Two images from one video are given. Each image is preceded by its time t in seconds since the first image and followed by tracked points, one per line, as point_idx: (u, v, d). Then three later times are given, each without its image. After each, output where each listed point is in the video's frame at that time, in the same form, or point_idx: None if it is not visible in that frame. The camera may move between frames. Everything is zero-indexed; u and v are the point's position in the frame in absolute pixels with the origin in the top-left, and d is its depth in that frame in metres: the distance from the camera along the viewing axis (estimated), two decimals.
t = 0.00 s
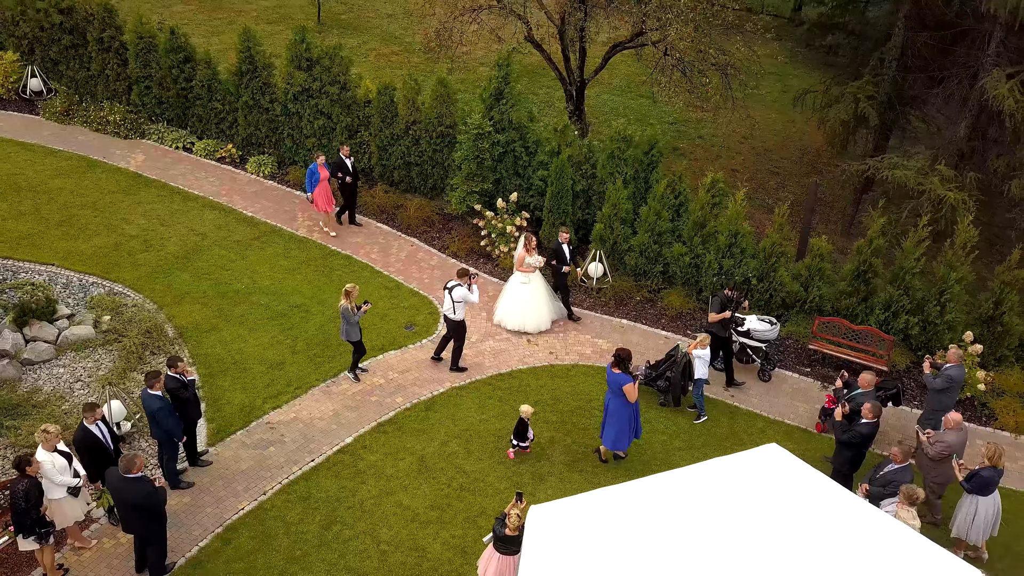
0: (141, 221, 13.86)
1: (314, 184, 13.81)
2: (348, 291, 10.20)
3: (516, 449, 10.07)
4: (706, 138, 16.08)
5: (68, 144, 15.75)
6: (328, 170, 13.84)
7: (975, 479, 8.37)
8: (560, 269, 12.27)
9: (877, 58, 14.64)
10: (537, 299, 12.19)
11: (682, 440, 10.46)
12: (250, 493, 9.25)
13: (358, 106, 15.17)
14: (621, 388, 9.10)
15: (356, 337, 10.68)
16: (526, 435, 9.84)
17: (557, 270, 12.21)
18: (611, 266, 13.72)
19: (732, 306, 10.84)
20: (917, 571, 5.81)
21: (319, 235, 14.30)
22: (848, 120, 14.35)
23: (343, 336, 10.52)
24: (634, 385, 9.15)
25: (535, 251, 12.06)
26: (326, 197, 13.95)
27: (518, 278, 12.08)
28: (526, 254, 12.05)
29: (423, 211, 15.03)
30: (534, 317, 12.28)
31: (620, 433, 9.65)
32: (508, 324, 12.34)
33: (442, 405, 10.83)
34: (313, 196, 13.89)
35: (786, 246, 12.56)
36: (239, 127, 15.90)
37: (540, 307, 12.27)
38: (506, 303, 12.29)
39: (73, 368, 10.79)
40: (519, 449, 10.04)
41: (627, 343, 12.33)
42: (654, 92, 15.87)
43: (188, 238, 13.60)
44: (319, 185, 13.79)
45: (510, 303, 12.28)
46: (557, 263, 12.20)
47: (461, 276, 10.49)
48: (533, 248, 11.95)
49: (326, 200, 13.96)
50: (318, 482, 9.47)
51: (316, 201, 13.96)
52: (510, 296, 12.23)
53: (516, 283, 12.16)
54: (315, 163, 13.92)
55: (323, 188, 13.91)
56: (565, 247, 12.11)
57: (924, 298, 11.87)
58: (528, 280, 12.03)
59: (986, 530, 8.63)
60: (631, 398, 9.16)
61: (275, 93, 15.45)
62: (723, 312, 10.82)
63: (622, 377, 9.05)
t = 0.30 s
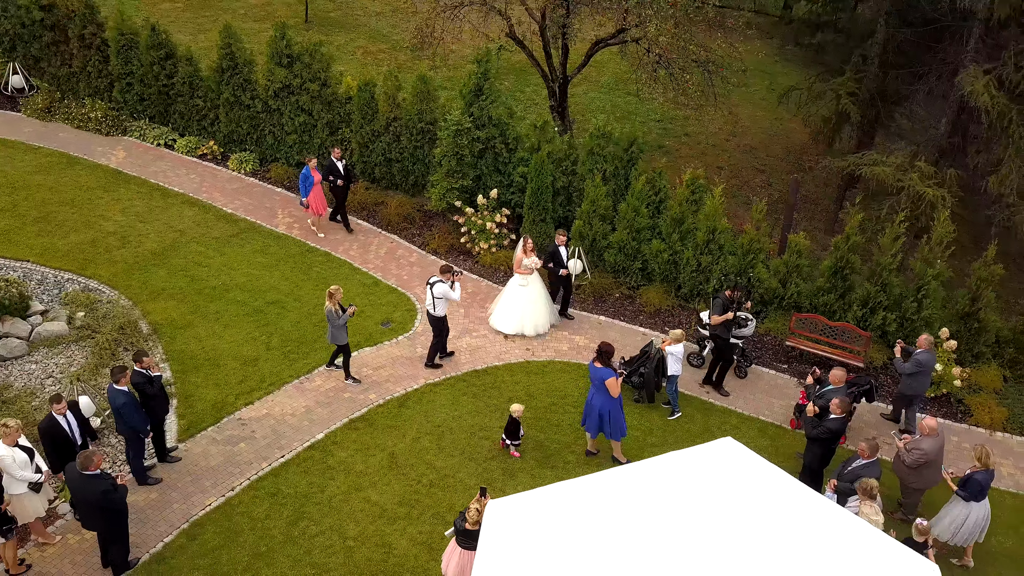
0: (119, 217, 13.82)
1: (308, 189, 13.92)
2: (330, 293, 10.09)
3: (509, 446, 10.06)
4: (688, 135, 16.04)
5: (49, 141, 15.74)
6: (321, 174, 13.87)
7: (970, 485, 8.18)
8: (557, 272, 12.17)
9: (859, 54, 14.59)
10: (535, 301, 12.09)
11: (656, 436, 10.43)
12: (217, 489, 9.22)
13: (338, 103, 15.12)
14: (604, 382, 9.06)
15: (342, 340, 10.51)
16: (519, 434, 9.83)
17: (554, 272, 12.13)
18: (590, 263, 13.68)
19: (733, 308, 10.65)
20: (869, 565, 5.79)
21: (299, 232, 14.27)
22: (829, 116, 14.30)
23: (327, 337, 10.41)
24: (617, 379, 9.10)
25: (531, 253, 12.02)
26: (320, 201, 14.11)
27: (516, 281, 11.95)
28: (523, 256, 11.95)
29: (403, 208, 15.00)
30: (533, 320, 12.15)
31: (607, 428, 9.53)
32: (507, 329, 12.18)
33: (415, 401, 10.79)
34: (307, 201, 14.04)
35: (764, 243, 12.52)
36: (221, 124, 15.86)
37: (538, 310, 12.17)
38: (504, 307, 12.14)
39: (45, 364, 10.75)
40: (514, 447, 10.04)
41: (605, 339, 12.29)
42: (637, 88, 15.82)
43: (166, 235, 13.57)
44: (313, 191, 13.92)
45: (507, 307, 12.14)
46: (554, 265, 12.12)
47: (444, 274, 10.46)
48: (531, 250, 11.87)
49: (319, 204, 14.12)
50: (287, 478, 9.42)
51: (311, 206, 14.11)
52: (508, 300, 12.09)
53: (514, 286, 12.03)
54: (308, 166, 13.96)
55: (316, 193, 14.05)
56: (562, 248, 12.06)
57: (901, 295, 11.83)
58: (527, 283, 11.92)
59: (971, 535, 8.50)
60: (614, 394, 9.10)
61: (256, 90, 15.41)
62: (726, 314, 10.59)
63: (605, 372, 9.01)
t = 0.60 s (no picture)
0: (98, 214, 13.80)
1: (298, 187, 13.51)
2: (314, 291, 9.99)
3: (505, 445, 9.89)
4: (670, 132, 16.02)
5: (30, 138, 15.73)
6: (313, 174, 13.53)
7: (949, 487, 8.03)
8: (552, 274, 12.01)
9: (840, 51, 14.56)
10: (530, 304, 11.98)
11: (628, 432, 10.41)
12: (185, 484, 9.19)
13: (319, 99, 15.07)
14: (588, 384, 9.02)
15: (323, 339, 10.38)
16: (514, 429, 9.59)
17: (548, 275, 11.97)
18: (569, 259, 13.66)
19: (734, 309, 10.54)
20: (822, 559, 5.90)
21: (278, 229, 14.24)
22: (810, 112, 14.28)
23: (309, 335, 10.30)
24: (601, 381, 9.07)
25: (525, 256, 11.94)
26: (310, 201, 13.72)
27: (509, 284, 11.90)
28: (515, 258, 11.89)
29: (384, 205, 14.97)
30: (530, 322, 12.03)
31: (589, 430, 9.45)
32: (504, 332, 12.10)
33: (388, 397, 10.76)
34: (297, 200, 13.63)
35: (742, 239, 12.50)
36: (202, 121, 15.82)
37: (534, 312, 12.04)
38: (500, 310, 12.08)
39: (17, 360, 10.73)
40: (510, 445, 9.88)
41: (581, 336, 12.27)
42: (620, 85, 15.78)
43: (144, 231, 13.55)
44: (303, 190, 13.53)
45: (503, 311, 12.07)
46: (547, 267, 11.95)
47: (427, 267, 10.46)
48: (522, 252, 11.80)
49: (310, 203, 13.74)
50: (255, 473, 9.40)
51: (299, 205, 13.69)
52: (502, 303, 12.03)
53: (508, 289, 11.97)
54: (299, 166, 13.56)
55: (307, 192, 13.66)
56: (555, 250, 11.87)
57: (878, 291, 11.82)
58: (520, 285, 11.84)
59: (960, 547, 8.27)
60: (598, 395, 9.06)
61: (237, 87, 15.38)
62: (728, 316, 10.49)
63: (591, 373, 8.97)
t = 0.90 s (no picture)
0: (75, 210, 13.78)
1: (288, 188, 13.43)
2: (301, 286, 9.93)
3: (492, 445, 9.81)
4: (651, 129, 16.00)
5: (10, 134, 15.75)
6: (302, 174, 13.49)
7: (927, 483, 7.80)
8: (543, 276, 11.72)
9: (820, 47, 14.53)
10: (517, 305, 11.80)
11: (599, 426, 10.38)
12: (151, 478, 9.17)
13: (299, 95, 15.05)
14: (572, 382, 9.03)
15: (309, 334, 10.33)
16: (501, 430, 9.53)
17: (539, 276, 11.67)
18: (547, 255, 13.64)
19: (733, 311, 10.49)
20: (767, 548, 6.01)
21: (256, 225, 14.22)
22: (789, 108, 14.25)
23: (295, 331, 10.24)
24: (583, 379, 9.11)
25: (516, 255, 11.69)
26: (300, 200, 13.64)
27: (498, 283, 11.73)
28: (507, 257, 11.68)
29: (363, 200, 14.95)
30: (514, 324, 11.85)
31: (570, 432, 9.38)
32: (487, 332, 11.95)
33: (360, 392, 10.74)
34: (287, 200, 13.53)
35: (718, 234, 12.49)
36: (183, 117, 15.81)
37: (520, 314, 11.86)
38: (486, 310, 11.92)
39: None
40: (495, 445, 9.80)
41: (556, 331, 12.25)
42: (600, 81, 15.76)
43: (121, 227, 13.53)
44: (293, 189, 13.45)
45: (489, 310, 11.91)
46: (538, 269, 11.65)
47: (416, 262, 10.46)
48: (514, 252, 11.57)
49: (300, 203, 13.65)
50: (222, 468, 9.38)
51: (290, 206, 13.59)
52: (489, 301, 11.87)
53: (497, 288, 11.81)
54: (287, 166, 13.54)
55: (296, 192, 13.58)
56: (547, 251, 11.53)
57: (853, 286, 11.80)
58: (508, 285, 11.66)
59: (929, 544, 8.11)
60: (582, 393, 9.07)
61: (216, 83, 15.36)
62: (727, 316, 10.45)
63: (574, 369, 9.03)
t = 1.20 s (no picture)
0: (49, 206, 13.76)
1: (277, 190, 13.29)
2: (292, 281, 9.90)
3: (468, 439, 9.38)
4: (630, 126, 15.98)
5: None
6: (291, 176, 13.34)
7: (912, 471, 7.97)
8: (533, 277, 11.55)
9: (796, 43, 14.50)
10: (509, 307, 11.62)
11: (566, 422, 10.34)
12: (112, 473, 9.14)
13: (275, 91, 15.02)
14: (550, 370, 8.98)
15: (301, 327, 10.34)
16: (483, 423, 9.45)
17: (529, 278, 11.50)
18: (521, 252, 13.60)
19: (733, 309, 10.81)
20: (708, 539, 6.01)
21: (231, 221, 14.19)
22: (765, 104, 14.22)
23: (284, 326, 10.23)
24: (562, 366, 9.06)
25: (507, 255, 11.45)
26: (288, 203, 13.52)
27: (490, 285, 11.50)
28: (497, 258, 11.41)
29: (340, 197, 14.92)
30: (507, 326, 11.72)
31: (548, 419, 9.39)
32: (480, 334, 11.80)
33: (327, 387, 10.70)
34: (276, 203, 13.42)
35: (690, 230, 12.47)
36: (160, 113, 15.78)
37: (512, 316, 11.72)
38: (478, 311, 11.74)
39: None
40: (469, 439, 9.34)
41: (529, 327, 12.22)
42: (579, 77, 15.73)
43: (95, 223, 13.50)
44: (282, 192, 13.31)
45: (481, 312, 11.73)
46: (529, 271, 11.47)
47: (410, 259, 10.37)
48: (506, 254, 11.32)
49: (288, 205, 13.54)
50: (184, 463, 9.34)
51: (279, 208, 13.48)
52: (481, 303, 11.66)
53: (488, 289, 11.58)
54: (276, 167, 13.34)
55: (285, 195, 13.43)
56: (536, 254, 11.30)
57: (824, 282, 11.77)
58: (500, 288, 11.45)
59: (907, 527, 8.31)
60: (560, 381, 9.03)
61: (193, 79, 15.33)
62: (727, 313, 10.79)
63: (552, 358, 8.97)
